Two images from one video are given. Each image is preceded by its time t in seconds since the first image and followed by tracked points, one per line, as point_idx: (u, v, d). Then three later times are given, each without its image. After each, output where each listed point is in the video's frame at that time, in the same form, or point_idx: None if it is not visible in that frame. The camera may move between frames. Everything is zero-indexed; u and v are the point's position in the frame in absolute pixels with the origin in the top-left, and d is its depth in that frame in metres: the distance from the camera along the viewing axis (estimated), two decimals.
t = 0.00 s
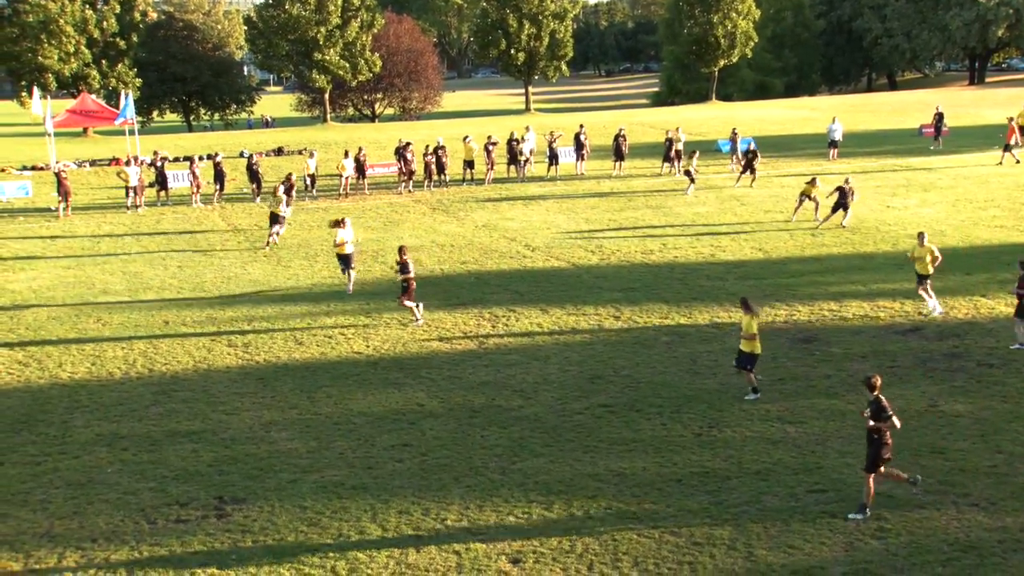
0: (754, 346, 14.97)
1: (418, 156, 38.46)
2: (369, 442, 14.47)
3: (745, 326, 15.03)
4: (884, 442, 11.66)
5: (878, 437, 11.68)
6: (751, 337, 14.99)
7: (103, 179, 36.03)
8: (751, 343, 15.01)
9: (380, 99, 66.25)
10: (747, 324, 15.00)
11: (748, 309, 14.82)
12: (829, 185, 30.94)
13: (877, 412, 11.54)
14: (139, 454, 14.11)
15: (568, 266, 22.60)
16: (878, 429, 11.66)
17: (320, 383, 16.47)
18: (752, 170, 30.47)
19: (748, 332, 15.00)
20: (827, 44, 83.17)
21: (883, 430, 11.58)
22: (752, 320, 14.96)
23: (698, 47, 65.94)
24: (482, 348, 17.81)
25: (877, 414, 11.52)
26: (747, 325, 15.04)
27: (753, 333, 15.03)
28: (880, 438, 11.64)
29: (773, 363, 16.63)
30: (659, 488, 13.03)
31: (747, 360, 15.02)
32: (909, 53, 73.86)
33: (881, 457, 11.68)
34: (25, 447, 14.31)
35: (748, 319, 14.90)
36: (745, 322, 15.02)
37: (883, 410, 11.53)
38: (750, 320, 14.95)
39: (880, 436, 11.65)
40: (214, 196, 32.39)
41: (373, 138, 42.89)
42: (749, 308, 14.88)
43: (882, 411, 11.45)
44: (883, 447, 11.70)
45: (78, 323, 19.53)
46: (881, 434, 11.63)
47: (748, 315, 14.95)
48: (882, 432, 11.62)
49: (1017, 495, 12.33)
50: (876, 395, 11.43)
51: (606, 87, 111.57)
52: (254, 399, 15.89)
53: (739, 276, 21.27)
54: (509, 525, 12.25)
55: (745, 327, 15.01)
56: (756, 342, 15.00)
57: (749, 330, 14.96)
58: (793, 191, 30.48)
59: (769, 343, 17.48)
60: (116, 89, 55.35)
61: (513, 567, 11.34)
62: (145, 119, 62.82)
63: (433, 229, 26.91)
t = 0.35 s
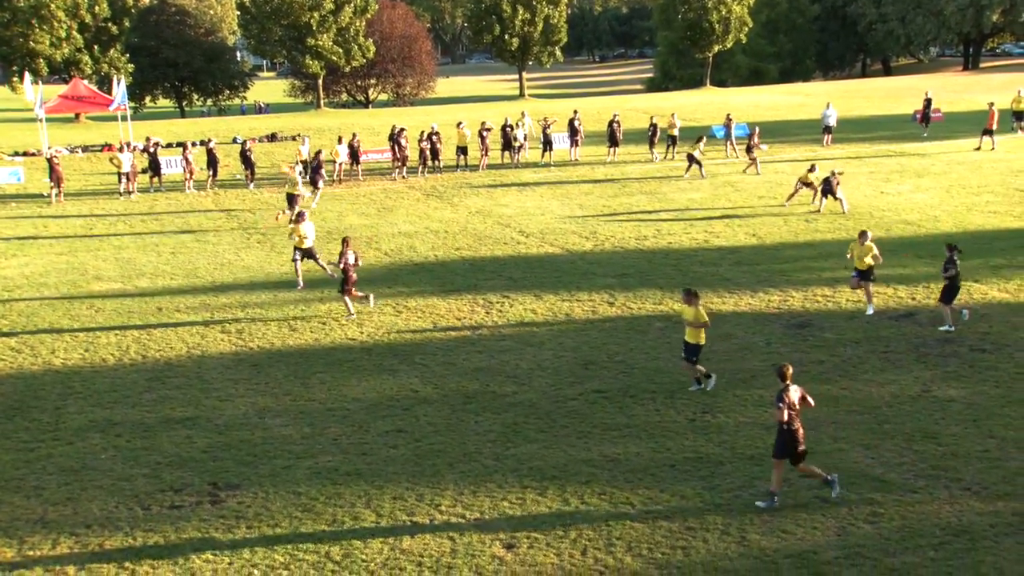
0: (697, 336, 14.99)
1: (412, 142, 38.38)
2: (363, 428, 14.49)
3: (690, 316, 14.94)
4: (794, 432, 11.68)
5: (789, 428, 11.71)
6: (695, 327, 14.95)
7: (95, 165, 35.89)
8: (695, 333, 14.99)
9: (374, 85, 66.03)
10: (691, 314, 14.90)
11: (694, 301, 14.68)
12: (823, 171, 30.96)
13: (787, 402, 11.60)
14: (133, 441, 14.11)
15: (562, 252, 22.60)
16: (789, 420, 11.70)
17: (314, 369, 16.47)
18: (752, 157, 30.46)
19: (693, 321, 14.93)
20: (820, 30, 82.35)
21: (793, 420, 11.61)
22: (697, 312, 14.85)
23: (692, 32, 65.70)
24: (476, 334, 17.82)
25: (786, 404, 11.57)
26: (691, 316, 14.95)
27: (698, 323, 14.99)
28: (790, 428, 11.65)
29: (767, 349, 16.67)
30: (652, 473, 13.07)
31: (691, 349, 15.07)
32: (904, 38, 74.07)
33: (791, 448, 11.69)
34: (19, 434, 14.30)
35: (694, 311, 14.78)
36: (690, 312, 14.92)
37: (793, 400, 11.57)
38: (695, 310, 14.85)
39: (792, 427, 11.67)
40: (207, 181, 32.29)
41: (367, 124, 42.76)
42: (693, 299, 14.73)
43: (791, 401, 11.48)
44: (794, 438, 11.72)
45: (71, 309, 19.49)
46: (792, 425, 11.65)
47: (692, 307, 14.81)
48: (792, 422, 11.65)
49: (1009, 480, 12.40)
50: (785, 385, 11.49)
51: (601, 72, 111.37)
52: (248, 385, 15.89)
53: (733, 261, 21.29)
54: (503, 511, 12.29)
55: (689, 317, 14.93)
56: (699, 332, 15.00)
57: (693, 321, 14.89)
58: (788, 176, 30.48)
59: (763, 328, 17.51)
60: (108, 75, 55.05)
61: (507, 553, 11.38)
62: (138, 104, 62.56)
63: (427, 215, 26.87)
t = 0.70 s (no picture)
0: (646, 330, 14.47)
1: (405, 128, 38.28)
2: (356, 414, 14.48)
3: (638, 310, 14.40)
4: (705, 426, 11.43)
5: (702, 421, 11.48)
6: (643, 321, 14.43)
7: (86, 150, 35.73)
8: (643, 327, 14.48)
9: (366, 70, 65.78)
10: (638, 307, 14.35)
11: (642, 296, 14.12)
12: (816, 156, 30.94)
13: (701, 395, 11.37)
14: (126, 427, 14.09)
15: (555, 237, 22.57)
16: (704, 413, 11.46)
17: (307, 354, 16.47)
18: (746, 141, 30.42)
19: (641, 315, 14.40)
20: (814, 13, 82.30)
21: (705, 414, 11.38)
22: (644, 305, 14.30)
23: (686, 16, 65.40)
24: (469, 319, 17.81)
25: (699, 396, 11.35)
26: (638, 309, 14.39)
27: (645, 316, 14.43)
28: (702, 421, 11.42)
29: (759, 334, 16.69)
30: (645, 458, 13.10)
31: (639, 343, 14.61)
32: (898, 22, 74.25)
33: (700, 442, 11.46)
34: (11, 420, 14.27)
35: (642, 306, 14.22)
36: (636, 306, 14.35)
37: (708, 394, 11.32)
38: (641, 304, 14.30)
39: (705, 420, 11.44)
40: (199, 166, 32.18)
41: (360, 108, 42.62)
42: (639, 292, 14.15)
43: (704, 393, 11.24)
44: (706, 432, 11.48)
45: (62, 295, 19.43)
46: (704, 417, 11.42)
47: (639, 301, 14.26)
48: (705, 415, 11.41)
49: (999, 463, 12.45)
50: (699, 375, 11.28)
51: (594, 57, 111.06)
52: (241, 371, 15.88)
53: (726, 246, 21.29)
54: (496, 496, 12.31)
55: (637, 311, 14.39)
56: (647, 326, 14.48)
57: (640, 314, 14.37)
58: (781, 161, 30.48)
59: (755, 313, 17.53)
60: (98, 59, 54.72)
61: (500, 537, 11.40)
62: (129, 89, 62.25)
63: (420, 201, 26.82)
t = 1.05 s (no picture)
0: (586, 333, 14.42)
1: (389, 125, 38.21)
2: (341, 411, 14.45)
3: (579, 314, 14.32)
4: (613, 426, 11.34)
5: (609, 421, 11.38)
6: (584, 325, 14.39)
7: (68, 148, 35.50)
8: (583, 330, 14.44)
9: (351, 66, 65.63)
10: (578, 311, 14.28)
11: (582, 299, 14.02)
12: (800, 152, 31.05)
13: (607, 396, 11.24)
14: (109, 426, 14.00)
15: (539, 234, 22.57)
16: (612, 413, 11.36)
17: (291, 352, 16.43)
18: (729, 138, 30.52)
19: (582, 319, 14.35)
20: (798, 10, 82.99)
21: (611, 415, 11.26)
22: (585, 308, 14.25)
23: (670, 12, 65.45)
24: (454, 316, 17.80)
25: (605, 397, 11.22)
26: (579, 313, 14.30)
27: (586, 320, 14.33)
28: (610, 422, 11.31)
29: (744, 330, 16.74)
30: (630, 455, 13.11)
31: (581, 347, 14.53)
32: (880, 18, 75.32)
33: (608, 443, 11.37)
34: None
35: (583, 308, 14.13)
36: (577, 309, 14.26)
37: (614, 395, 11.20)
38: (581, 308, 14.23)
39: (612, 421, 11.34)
40: (182, 163, 32.02)
41: (344, 105, 42.53)
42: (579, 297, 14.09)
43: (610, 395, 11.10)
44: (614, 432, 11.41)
45: (43, 294, 19.31)
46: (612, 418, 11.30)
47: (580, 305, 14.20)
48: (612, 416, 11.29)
49: (981, 458, 12.54)
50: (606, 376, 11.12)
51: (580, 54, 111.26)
52: (225, 369, 15.81)
53: (710, 243, 21.33)
54: (482, 493, 12.31)
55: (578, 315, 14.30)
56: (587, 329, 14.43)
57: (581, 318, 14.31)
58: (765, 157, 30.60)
59: (740, 310, 17.58)
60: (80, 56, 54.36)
61: (486, 535, 11.40)
62: (112, 86, 61.91)
63: (404, 198, 26.77)
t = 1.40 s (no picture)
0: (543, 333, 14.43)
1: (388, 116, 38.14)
2: (340, 402, 14.46)
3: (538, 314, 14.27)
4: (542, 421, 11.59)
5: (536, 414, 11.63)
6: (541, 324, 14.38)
7: (67, 138, 35.45)
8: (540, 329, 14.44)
9: (349, 57, 65.54)
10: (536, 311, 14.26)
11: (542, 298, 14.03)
12: (799, 143, 31.02)
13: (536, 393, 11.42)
14: (108, 417, 14.02)
15: (538, 225, 22.55)
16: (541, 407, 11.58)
17: (291, 342, 16.44)
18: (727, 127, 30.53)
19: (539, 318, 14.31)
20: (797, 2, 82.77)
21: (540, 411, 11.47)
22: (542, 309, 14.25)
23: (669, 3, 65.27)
24: (453, 307, 17.80)
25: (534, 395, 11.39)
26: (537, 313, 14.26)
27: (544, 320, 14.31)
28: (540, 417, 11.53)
29: (743, 321, 16.74)
30: (629, 446, 13.13)
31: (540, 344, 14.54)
32: (879, 9, 75.48)
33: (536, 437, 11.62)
34: None
35: (543, 309, 14.06)
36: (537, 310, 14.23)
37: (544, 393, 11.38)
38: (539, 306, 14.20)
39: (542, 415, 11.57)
40: (180, 154, 31.98)
41: (342, 96, 42.47)
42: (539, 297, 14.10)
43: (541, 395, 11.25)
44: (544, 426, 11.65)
45: (42, 284, 19.31)
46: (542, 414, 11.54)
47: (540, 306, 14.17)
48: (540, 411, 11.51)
49: (980, 448, 12.56)
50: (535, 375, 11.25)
51: (579, 45, 111.08)
52: (224, 359, 15.82)
53: (709, 234, 21.32)
54: (481, 484, 12.33)
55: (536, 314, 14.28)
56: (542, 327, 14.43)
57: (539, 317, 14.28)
58: (764, 148, 30.58)
59: (739, 301, 17.57)
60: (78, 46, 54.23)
61: (485, 525, 11.43)
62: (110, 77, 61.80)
63: (403, 189, 26.73)
